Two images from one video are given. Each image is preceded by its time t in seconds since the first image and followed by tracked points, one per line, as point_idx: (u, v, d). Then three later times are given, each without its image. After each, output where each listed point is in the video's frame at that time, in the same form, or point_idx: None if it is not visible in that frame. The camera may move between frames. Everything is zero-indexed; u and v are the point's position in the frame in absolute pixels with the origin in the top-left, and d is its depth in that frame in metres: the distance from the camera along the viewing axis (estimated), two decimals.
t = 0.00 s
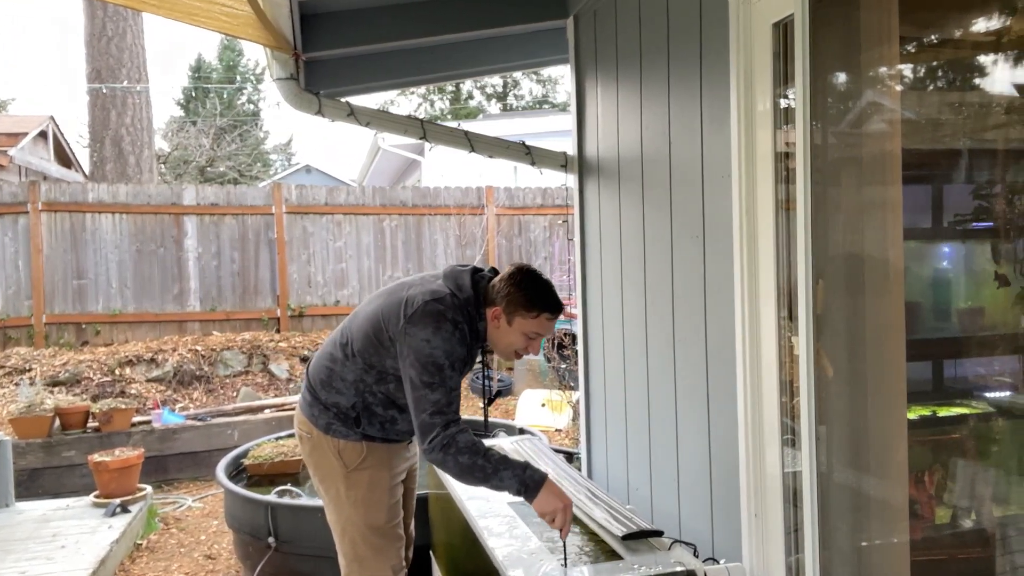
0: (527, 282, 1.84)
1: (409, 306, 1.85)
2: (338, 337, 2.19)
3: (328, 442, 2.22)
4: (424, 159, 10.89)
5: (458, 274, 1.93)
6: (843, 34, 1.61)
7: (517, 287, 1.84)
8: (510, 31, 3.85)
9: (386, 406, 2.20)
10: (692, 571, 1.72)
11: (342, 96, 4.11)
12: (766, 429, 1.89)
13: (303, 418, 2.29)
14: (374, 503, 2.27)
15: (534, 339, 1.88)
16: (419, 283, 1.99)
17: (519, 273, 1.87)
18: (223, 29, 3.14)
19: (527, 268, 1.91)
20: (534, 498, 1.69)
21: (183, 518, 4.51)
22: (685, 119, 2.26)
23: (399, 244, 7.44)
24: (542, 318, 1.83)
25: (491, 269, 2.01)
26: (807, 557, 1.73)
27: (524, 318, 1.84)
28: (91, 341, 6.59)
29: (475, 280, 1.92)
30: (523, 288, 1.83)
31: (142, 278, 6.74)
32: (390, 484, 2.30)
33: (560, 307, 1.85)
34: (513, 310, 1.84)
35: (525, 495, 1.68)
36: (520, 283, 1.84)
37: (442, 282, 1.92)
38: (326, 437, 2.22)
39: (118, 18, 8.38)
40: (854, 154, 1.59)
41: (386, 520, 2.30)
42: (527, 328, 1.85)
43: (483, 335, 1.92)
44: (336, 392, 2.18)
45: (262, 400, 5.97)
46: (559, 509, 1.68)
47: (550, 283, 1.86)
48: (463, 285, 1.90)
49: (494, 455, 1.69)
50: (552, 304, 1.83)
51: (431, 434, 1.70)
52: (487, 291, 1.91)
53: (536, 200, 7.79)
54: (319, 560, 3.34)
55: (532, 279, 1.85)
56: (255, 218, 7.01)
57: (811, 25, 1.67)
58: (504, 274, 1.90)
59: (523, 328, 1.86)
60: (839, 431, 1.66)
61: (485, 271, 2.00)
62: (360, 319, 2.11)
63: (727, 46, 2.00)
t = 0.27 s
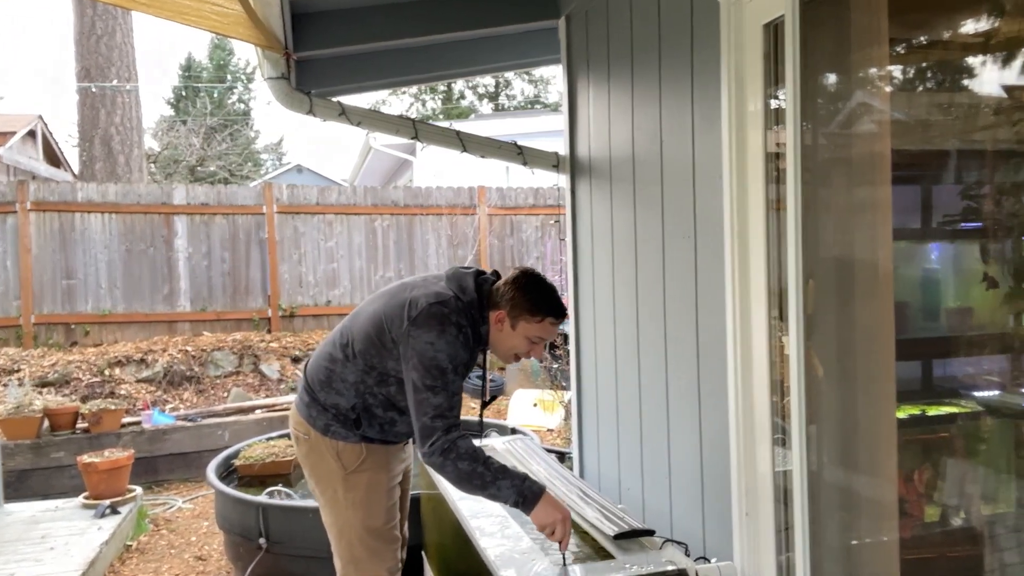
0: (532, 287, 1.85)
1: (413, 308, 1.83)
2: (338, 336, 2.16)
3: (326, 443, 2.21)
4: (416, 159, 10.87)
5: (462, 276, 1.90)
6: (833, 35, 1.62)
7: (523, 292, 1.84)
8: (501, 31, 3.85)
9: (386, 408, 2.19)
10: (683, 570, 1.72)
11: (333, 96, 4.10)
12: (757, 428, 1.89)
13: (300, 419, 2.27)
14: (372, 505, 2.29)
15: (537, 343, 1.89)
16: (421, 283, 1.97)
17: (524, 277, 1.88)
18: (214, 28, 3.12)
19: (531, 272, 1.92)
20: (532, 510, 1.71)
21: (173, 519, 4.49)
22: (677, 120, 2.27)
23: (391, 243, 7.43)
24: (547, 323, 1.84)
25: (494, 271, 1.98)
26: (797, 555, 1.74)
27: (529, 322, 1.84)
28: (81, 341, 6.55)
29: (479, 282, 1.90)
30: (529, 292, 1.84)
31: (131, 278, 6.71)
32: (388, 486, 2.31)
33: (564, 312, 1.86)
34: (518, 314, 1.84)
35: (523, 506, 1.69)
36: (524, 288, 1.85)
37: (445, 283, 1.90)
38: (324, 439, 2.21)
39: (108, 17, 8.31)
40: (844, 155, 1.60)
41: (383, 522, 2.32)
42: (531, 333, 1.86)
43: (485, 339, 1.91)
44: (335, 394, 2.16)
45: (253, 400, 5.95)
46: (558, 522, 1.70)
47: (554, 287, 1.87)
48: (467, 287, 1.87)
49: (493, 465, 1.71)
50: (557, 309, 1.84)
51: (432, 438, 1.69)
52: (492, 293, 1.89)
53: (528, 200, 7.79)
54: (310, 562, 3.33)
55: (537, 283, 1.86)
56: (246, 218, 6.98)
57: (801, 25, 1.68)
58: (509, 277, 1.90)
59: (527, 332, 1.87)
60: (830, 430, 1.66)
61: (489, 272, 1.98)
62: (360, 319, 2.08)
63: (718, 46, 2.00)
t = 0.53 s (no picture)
0: (527, 288, 1.85)
1: (407, 308, 1.83)
2: (330, 336, 2.15)
3: (318, 444, 2.21)
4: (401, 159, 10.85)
5: (457, 277, 1.91)
6: (814, 38, 1.64)
7: (519, 293, 1.84)
8: (487, 32, 3.85)
9: (378, 409, 2.18)
10: (667, 568, 1.74)
11: (317, 95, 4.08)
12: (740, 427, 1.91)
13: (291, 419, 2.26)
14: (363, 506, 2.29)
15: (532, 345, 1.89)
16: (415, 283, 1.96)
17: (519, 278, 1.88)
18: (196, 27, 3.12)
19: (526, 274, 1.92)
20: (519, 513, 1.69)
21: (156, 522, 4.45)
22: (663, 121, 2.28)
23: (376, 243, 7.41)
24: (542, 325, 1.84)
25: (488, 272, 1.99)
26: (780, 552, 1.76)
27: (524, 323, 1.84)
28: (61, 342, 6.47)
29: (473, 283, 1.91)
30: (524, 294, 1.84)
31: (113, 278, 6.64)
32: (379, 488, 2.32)
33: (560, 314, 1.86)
34: (513, 315, 1.84)
35: (511, 506, 1.69)
36: (519, 288, 1.85)
37: (440, 284, 1.90)
38: (316, 439, 2.21)
39: (89, 15, 8.22)
40: (826, 156, 1.61)
41: (373, 524, 2.32)
42: (526, 334, 1.85)
43: (480, 340, 1.90)
44: (327, 394, 2.15)
45: (237, 401, 5.91)
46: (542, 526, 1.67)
47: (549, 289, 1.87)
48: (462, 288, 1.88)
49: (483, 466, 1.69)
50: (552, 310, 1.84)
51: (420, 435, 1.68)
52: (486, 295, 1.90)
53: (513, 200, 7.79)
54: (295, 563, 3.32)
55: (532, 284, 1.86)
56: (229, 218, 6.94)
57: (783, 30, 1.71)
58: (504, 278, 1.90)
59: (522, 333, 1.86)
60: (812, 428, 1.68)
61: (484, 274, 1.99)
62: (353, 319, 2.07)
63: (702, 48, 2.02)
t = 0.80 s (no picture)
0: (529, 290, 1.84)
1: (409, 309, 1.83)
2: (331, 336, 2.14)
3: (319, 444, 2.21)
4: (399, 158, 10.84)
5: (459, 278, 1.90)
6: (810, 38, 1.64)
7: (520, 294, 1.84)
8: (484, 32, 3.85)
9: (380, 410, 2.17)
10: (664, 568, 1.74)
11: (314, 94, 4.08)
12: (737, 427, 1.92)
13: (292, 419, 2.26)
14: (363, 507, 2.29)
15: (534, 347, 1.88)
16: (417, 284, 1.96)
17: (521, 280, 1.87)
18: (193, 26, 3.11)
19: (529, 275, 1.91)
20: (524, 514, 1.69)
21: (153, 522, 4.45)
22: (660, 122, 2.28)
23: (373, 243, 7.40)
24: (543, 326, 1.83)
25: (490, 273, 1.98)
26: (777, 552, 1.76)
27: (526, 325, 1.83)
28: (58, 343, 6.45)
29: (476, 285, 1.90)
30: (526, 296, 1.83)
31: (110, 279, 6.63)
32: (380, 489, 2.32)
33: (562, 316, 1.85)
34: (514, 317, 1.83)
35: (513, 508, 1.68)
36: (521, 290, 1.84)
37: (442, 285, 1.90)
38: (316, 440, 2.21)
39: (86, 14, 8.20)
40: (823, 156, 1.62)
41: (374, 525, 2.32)
42: (528, 336, 1.85)
43: (481, 341, 1.90)
44: (328, 394, 2.15)
45: (234, 401, 5.90)
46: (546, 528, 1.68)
47: (551, 291, 1.87)
48: (464, 289, 1.87)
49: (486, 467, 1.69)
50: (554, 312, 1.83)
51: (423, 436, 1.68)
52: (488, 296, 1.89)
53: (511, 200, 7.80)
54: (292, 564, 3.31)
55: (534, 286, 1.85)
56: (226, 218, 6.93)
57: (778, 30, 1.71)
58: (505, 280, 1.90)
59: (524, 335, 1.85)
60: (809, 428, 1.68)
61: (486, 275, 1.98)
62: (354, 319, 2.06)
63: (699, 48, 2.02)
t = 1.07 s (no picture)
0: (528, 292, 1.84)
1: (409, 309, 1.83)
2: (329, 336, 2.13)
3: (316, 445, 2.21)
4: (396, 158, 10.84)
5: (458, 278, 1.90)
6: (807, 39, 1.64)
7: (519, 296, 1.84)
8: (482, 32, 3.85)
9: (378, 410, 2.17)
10: (662, 568, 1.74)
11: (312, 94, 4.07)
12: (735, 427, 1.92)
13: (290, 419, 2.25)
14: (361, 507, 2.29)
15: (531, 349, 1.88)
16: (416, 285, 1.96)
17: (520, 281, 1.87)
18: (190, 26, 3.10)
19: (528, 276, 1.91)
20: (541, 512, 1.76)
21: (150, 523, 4.44)
22: (657, 122, 2.28)
23: (371, 243, 7.40)
24: (542, 329, 1.83)
25: (489, 274, 1.98)
26: (773, 551, 1.76)
27: (524, 327, 1.83)
28: (54, 343, 6.44)
29: (475, 285, 1.91)
30: (525, 298, 1.83)
31: (107, 279, 6.61)
32: (378, 489, 2.32)
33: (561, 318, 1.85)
34: (513, 319, 1.83)
35: (533, 506, 1.74)
36: (521, 292, 1.84)
37: (441, 285, 1.90)
38: (314, 440, 2.21)
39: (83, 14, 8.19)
40: (820, 156, 1.62)
41: (372, 525, 2.32)
42: (526, 337, 1.85)
43: (479, 342, 1.90)
44: (326, 395, 2.14)
45: (231, 402, 5.90)
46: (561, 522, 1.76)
47: (550, 293, 1.87)
48: (464, 290, 1.88)
49: (502, 467, 1.73)
50: (553, 314, 1.83)
51: (438, 435, 1.70)
52: (488, 297, 1.89)
53: (508, 200, 7.79)
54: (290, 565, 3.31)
55: (534, 288, 1.85)
56: (223, 218, 6.92)
57: (775, 30, 1.71)
58: (504, 281, 1.90)
59: (522, 337, 1.85)
60: (806, 428, 1.69)
61: (484, 276, 1.98)
62: (353, 319, 2.06)
63: (697, 48, 2.02)
